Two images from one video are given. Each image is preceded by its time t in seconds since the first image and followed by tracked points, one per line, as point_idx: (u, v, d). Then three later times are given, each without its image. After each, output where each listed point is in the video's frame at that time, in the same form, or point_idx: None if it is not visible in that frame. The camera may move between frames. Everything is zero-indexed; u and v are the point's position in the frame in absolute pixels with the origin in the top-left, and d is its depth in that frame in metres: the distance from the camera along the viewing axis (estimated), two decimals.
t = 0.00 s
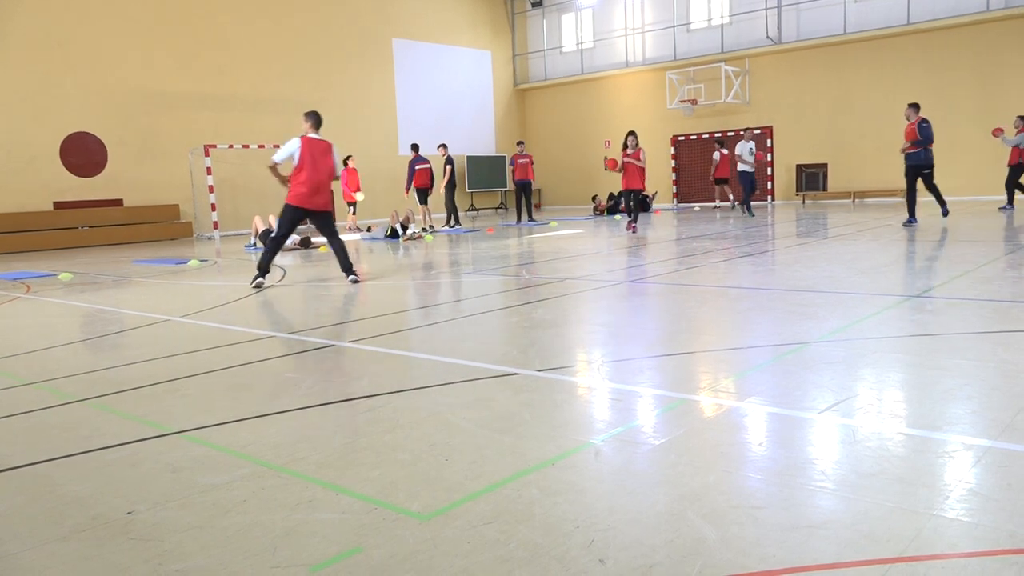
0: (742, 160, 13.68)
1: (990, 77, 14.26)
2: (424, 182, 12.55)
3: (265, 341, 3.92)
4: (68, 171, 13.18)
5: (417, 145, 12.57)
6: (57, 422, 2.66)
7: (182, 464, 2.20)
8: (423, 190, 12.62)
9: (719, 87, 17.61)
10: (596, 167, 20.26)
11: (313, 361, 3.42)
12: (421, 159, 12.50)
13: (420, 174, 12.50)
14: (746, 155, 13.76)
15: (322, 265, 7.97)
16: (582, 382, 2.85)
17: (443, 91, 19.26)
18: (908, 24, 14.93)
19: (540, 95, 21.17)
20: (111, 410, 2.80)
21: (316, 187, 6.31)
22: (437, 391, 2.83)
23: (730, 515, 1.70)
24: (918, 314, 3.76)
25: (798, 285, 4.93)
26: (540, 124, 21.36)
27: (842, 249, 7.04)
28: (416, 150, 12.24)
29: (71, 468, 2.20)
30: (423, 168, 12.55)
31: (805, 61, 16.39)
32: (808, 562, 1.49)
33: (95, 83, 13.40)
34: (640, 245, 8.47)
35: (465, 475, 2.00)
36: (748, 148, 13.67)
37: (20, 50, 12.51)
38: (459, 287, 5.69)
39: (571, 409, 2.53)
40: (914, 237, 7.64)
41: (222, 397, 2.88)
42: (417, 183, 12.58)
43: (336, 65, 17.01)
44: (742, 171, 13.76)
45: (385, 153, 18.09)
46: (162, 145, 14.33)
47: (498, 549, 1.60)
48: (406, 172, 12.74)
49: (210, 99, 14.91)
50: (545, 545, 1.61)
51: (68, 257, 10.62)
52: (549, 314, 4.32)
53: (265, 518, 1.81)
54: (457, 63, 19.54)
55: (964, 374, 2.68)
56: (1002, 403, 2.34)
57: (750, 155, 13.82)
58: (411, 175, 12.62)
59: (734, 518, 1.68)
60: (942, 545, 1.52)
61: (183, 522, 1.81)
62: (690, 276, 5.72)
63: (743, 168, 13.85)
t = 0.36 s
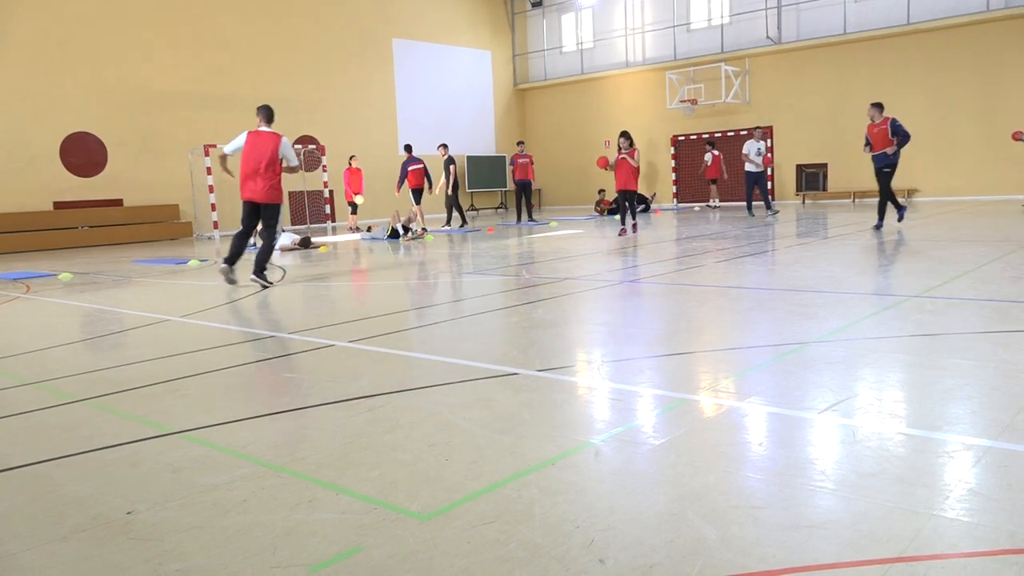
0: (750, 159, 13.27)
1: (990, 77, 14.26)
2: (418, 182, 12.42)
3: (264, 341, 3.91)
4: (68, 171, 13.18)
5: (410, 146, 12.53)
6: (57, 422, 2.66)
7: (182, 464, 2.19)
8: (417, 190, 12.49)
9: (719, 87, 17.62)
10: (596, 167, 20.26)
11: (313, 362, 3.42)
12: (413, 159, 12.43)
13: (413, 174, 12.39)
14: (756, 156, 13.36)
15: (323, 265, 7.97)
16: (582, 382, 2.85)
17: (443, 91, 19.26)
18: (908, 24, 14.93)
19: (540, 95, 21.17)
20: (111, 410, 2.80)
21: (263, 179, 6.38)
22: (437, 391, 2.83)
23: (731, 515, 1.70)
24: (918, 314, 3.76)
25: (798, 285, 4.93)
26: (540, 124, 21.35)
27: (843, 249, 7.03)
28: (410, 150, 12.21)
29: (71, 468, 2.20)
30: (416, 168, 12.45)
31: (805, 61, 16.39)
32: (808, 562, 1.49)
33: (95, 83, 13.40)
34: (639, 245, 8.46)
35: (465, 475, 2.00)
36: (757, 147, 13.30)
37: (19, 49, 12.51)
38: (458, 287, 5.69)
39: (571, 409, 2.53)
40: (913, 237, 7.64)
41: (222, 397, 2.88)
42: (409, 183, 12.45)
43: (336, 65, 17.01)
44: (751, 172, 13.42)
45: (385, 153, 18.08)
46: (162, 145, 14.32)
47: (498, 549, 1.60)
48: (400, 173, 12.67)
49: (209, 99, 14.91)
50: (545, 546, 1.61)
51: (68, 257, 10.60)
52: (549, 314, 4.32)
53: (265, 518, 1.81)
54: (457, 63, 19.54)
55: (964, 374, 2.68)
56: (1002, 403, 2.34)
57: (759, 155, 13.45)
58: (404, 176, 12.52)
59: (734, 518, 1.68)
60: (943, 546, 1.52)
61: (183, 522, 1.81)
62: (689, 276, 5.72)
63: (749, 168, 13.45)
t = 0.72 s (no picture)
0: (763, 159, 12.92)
1: (990, 77, 14.26)
2: (410, 183, 12.38)
3: (264, 342, 3.91)
4: (68, 171, 13.18)
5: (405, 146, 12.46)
6: (57, 422, 2.66)
7: (182, 464, 2.20)
8: (408, 191, 12.44)
9: (719, 87, 17.62)
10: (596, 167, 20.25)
11: (313, 361, 3.42)
12: (407, 159, 12.38)
13: (405, 175, 12.33)
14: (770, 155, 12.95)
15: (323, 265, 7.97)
16: (582, 382, 2.85)
17: (443, 91, 19.26)
18: (907, 24, 14.93)
19: (540, 95, 21.17)
20: (111, 409, 2.79)
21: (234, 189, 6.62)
22: (437, 391, 2.83)
23: (730, 515, 1.70)
24: (918, 314, 3.76)
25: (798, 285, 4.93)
26: (539, 124, 21.36)
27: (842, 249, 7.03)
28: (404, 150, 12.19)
29: (71, 468, 2.20)
30: (409, 168, 12.39)
31: (805, 61, 16.39)
32: (808, 562, 1.49)
33: (95, 83, 13.40)
34: (639, 245, 8.45)
35: (464, 476, 2.00)
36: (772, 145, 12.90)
37: (19, 50, 12.51)
38: (458, 287, 5.68)
39: (571, 409, 2.53)
40: (913, 237, 7.63)
41: (222, 397, 2.88)
42: (401, 184, 12.38)
43: (336, 65, 17.01)
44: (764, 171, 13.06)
45: (385, 153, 18.08)
46: (162, 145, 14.32)
47: (498, 549, 1.60)
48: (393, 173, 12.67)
49: (209, 99, 14.91)
50: (545, 545, 1.61)
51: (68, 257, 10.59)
52: (549, 314, 4.32)
53: (265, 518, 1.81)
54: (456, 63, 19.54)
55: (964, 374, 2.68)
56: (1002, 403, 2.34)
57: (772, 154, 13.08)
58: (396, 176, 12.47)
59: (734, 518, 1.68)
60: (942, 546, 1.52)
61: (183, 522, 1.81)
62: (689, 276, 5.71)
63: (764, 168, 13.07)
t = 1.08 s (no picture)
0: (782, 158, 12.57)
1: (990, 77, 14.26)
2: (402, 183, 12.30)
3: (265, 341, 3.92)
4: (68, 171, 13.18)
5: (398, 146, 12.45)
6: (57, 422, 2.66)
7: (182, 464, 2.19)
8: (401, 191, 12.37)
9: (719, 87, 17.62)
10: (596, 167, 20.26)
11: (313, 361, 3.42)
12: (399, 159, 12.32)
13: (397, 175, 12.28)
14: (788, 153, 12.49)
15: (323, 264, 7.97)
16: (582, 382, 2.85)
17: (443, 91, 19.26)
18: (908, 24, 14.92)
19: (540, 95, 21.17)
20: (111, 409, 2.79)
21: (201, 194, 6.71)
22: (437, 391, 2.83)
23: (730, 514, 1.70)
24: (917, 314, 3.76)
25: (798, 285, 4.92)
26: (539, 124, 21.36)
27: (842, 249, 7.03)
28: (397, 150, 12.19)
29: (72, 468, 2.20)
30: (401, 169, 12.32)
31: (805, 61, 16.39)
32: (807, 562, 1.49)
33: (95, 83, 13.40)
34: (639, 245, 8.45)
35: (465, 475, 2.00)
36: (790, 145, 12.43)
37: (19, 50, 12.51)
38: (458, 287, 5.68)
39: (571, 409, 2.53)
40: (913, 237, 7.64)
41: (222, 398, 2.88)
42: (393, 184, 12.32)
43: (336, 65, 17.01)
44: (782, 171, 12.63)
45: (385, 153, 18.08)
46: (162, 145, 14.33)
47: (498, 549, 1.60)
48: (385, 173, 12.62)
49: (209, 99, 14.91)
50: (545, 545, 1.61)
51: (69, 257, 10.58)
52: (549, 314, 4.32)
53: (264, 518, 1.81)
54: (456, 63, 19.54)
55: (964, 374, 2.68)
56: (1002, 403, 2.34)
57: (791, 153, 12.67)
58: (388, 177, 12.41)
59: (734, 518, 1.68)
60: (942, 545, 1.52)
61: (183, 522, 1.81)
62: (689, 276, 5.71)
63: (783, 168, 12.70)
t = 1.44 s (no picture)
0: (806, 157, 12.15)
1: (990, 76, 14.26)
2: (394, 184, 12.29)
3: (265, 342, 3.92)
4: (68, 171, 13.18)
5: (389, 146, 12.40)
6: (58, 422, 2.66)
7: (182, 464, 2.20)
8: (393, 190, 12.35)
9: (719, 87, 17.62)
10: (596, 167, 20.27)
11: (313, 361, 3.42)
12: (390, 159, 12.27)
13: (389, 175, 12.26)
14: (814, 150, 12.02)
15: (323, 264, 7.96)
16: (582, 382, 2.85)
17: (443, 91, 19.26)
18: (908, 24, 14.91)
19: (540, 95, 21.17)
20: (111, 410, 2.79)
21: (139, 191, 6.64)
22: (437, 391, 2.83)
23: (731, 515, 1.70)
24: (917, 314, 3.76)
25: (797, 285, 4.92)
26: (539, 124, 21.35)
27: (843, 249, 7.02)
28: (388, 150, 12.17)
29: (72, 468, 2.20)
30: (393, 168, 12.28)
31: (805, 61, 16.40)
32: (808, 562, 1.49)
33: (95, 83, 13.40)
34: (638, 246, 8.45)
35: (465, 476, 2.00)
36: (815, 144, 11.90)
37: (19, 50, 12.51)
38: (457, 287, 5.68)
39: (571, 409, 2.53)
40: (912, 237, 7.64)
41: (222, 397, 2.88)
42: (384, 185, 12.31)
43: (336, 65, 17.01)
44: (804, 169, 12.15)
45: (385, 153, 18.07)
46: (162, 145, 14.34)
47: (498, 549, 1.60)
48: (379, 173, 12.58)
49: (209, 99, 14.91)
50: (545, 546, 1.61)
51: (69, 257, 10.58)
52: (548, 314, 4.32)
53: (264, 518, 1.81)
54: (457, 63, 19.54)
55: (964, 374, 2.68)
56: (1002, 403, 2.34)
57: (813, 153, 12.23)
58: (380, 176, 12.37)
59: (734, 518, 1.68)
60: (942, 546, 1.52)
61: (183, 522, 1.81)
62: (689, 276, 5.71)
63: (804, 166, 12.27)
